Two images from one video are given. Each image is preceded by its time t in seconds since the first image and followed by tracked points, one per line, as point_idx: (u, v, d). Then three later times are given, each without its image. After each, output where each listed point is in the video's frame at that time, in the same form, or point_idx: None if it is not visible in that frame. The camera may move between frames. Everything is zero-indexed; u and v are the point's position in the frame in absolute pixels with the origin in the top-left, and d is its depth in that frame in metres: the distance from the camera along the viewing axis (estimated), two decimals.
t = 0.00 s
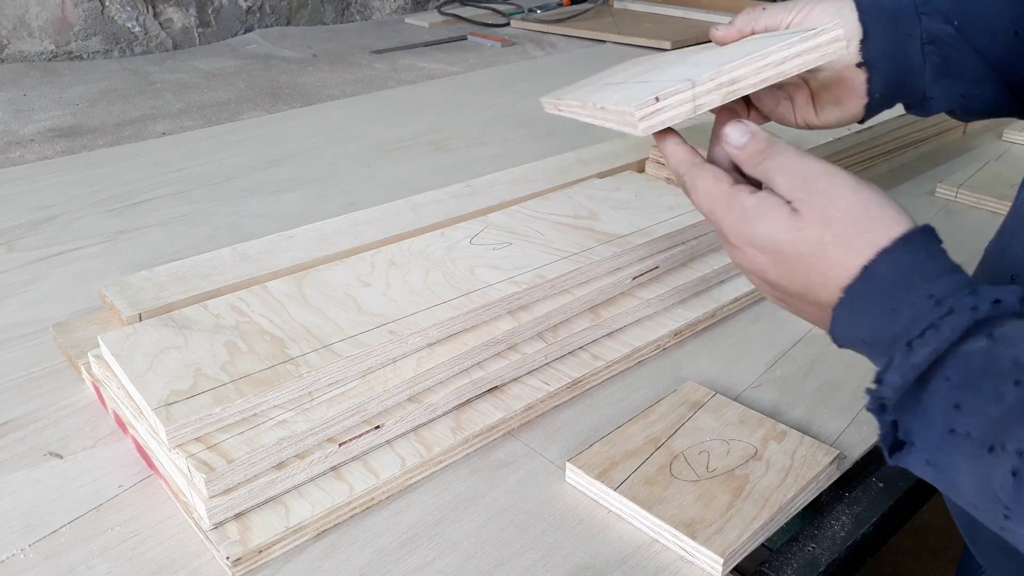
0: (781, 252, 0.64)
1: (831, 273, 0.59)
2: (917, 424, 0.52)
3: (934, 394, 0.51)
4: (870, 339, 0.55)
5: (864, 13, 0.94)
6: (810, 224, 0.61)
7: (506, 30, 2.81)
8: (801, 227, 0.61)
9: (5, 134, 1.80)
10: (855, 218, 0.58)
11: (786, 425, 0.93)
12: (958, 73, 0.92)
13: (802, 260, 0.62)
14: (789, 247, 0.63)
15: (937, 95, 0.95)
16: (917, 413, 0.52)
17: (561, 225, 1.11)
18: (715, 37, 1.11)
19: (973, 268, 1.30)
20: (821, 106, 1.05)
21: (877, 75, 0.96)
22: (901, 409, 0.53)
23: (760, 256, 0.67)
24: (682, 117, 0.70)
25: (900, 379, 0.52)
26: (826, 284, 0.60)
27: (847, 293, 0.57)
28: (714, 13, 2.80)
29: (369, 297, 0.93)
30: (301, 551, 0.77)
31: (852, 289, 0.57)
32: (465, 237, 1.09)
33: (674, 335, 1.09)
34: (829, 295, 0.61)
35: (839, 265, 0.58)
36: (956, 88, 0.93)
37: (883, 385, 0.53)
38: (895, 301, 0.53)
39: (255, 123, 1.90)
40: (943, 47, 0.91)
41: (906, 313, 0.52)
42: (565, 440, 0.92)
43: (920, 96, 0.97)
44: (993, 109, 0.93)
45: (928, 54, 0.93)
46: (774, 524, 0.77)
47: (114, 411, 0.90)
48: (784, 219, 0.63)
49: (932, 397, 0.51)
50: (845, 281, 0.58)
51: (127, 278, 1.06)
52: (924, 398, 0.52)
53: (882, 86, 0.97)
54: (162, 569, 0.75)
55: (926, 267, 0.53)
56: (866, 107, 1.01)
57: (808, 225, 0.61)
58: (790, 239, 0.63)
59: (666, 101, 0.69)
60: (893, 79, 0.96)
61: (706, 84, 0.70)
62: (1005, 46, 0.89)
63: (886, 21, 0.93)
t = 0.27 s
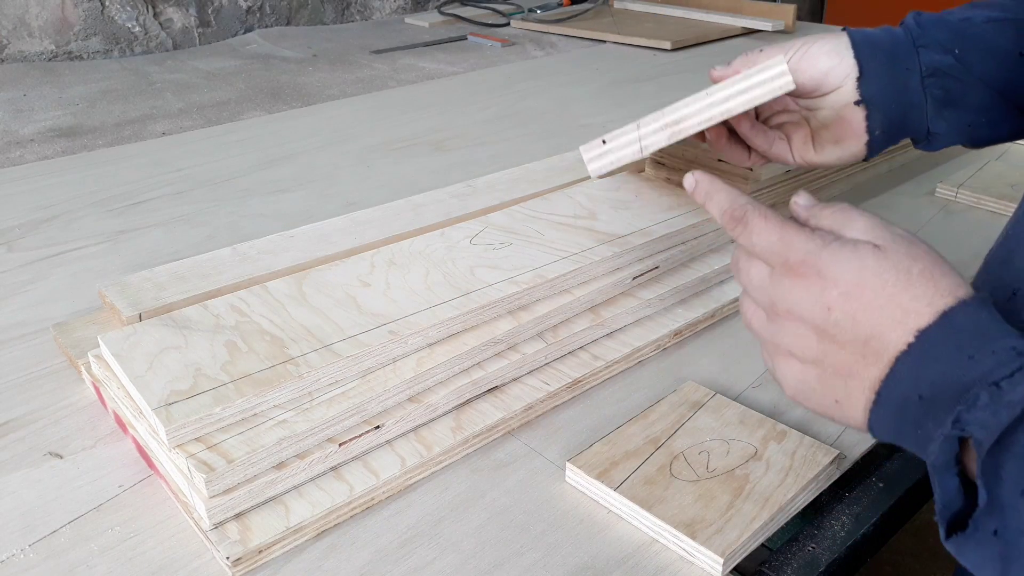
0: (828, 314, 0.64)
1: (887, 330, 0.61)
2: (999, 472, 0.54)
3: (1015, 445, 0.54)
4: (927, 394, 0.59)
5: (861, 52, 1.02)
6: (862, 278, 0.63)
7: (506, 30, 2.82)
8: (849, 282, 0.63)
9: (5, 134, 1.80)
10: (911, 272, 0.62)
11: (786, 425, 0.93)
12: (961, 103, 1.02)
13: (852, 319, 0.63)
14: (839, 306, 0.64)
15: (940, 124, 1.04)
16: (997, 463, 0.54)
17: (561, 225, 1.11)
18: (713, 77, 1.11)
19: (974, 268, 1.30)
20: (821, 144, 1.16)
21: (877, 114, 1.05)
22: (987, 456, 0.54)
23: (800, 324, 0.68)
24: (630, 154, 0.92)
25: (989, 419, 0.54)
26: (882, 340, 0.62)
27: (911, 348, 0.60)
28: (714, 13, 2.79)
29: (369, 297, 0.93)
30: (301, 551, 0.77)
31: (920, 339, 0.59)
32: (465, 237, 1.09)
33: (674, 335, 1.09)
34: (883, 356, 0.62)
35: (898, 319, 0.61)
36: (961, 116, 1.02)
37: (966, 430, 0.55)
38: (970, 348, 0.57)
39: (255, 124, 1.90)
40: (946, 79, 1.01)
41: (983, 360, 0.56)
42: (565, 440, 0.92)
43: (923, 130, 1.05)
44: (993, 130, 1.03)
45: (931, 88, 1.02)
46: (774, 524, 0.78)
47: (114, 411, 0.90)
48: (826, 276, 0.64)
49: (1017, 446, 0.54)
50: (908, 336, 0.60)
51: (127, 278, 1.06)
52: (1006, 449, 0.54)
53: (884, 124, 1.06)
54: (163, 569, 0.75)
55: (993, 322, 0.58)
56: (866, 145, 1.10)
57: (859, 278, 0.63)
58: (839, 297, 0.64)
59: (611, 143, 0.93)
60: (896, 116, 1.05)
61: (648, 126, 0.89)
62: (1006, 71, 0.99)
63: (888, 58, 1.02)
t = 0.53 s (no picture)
0: (822, 336, 0.69)
1: (879, 353, 0.65)
2: (991, 498, 0.54)
3: (1008, 471, 0.54)
4: (916, 422, 0.61)
5: (853, 81, 1.06)
6: (856, 304, 0.68)
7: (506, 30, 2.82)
8: (843, 306, 0.68)
9: (5, 134, 1.80)
10: (903, 305, 0.67)
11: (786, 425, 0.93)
12: (957, 127, 1.05)
13: (846, 342, 0.67)
14: (834, 329, 0.68)
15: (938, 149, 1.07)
16: (988, 490, 0.54)
17: (561, 225, 1.11)
18: (708, 107, 1.14)
19: (975, 269, 1.30)
20: (818, 173, 1.19)
21: (873, 142, 1.08)
22: (978, 479, 0.55)
23: (792, 350, 0.71)
24: (636, 205, 0.94)
25: (980, 439, 0.55)
26: (873, 362, 0.65)
27: (901, 373, 0.63)
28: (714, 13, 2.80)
29: (370, 297, 0.93)
30: (301, 551, 0.77)
31: (910, 364, 0.63)
32: (465, 237, 1.09)
33: (674, 335, 1.09)
34: (874, 378, 0.65)
35: (890, 345, 0.65)
36: (958, 138, 1.06)
37: (959, 448, 0.56)
38: (960, 377, 0.60)
39: (255, 123, 1.90)
40: (939, 104, 1.04)
41: (973, 388, 0.59)
42: (565, 440, 0.92)
43: (920, 156, 1.08)
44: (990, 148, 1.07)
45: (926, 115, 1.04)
46: (774, 524, 0.77)
47: (114, 411, 0.90)
48: (822, 301, 0.70)
49: (1009, 472, 0.54)
50: (898, 359, 0.64)
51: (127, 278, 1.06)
52: (999, 475, 0.54)
53: (880, 152, 1.09)
54: (163, 569, 0.75)
55: (981, 358, 0.61)
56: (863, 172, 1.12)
57: (853, 303, 0.68)
58: (833, 321, 0.68)
59: (616, 198, 0.94)
60: (893, 144, 1.07)
61: (653, 178, 0.91)
62: (998, 91, 1.03)
63: (880, 87, 1.05)
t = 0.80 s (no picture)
0: (817, 346, 0.69)
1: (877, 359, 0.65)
2: (997, 503, 0.54)
3: (1012, 476, 0.54)
4: (920, 427, 0.61)
5: (852, 100, 1.09)
6: (849, 308, 0.68)
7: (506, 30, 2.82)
8: (836, 312, 0.68)
9: (5, 134, 1.80)
10: (896, 304, 0.67)
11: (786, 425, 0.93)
12: (957, 142, 1.06)
13: (842, 350, 0.67)
14: (829, 336, 0.68)
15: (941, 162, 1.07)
16: (993, 495, 0.55)
17: (561, 225, 1.11)
18: (709, 129, 1.10)
19: (975, 269, 1.30)
20: (820, 193, 1.18)
21: (874, 159, 1.09)
22: (982, 487, 0.55)
23: (790, 359, 0.71)
24: (636, 236, 0.91)
25: (981, 447, 0.55)
26: (872, 368, 0.65)
27: (901, 378, 0.63)
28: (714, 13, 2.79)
29: (370, 296, 0.93)
30: (301, 551, 0.77)
31: (908, 369, 0.63)
32: (465, 237, 1.09)
33: (674, 335, 1.09)
34: (873, 385, 0.65)
35: (887, 349, 0.65)
36: (958, 152, 1.06)
37: (961, 460, 0.56)
38: (960, 378, 0.60)
39: (255, 123, 1.90)
40: (939, 120, 1.05)
41: (973, 390, 0.58)
42: (565, 440, 0.92)
43: (922, 172, 1.09)
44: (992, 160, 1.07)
45: (927, 131, 1.05)
46: (774, 524, 0.78)
47: (114, 411, 0.90)
48: (815, 309, 0.69)
49: (1012, 476, 0.54)
50: (897, 364, 0.64)
51: (127, 278, 1.06)
52: (1003, 480, 0.54)
53: (882, 169, 1.10)
54: (163, 569, 0.75)
55: (981, 353, 0.60)
56: (865, 190, 1.13)
57: (847, 309, 0.68)
58: (828, 329, 0.68)
59: (616, 228, 0.91)
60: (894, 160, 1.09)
61: (652, 211, 0.89)
62: (998, 106, 1.03)
63: (879, 105, 1.07)
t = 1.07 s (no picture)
0: (797, 341, 0.70)
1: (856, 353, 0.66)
2: (980, 496, 0.54)
3: (993, 469, 0.54)
4: (901, 421, 0.61)
5: (857, 108, 1.07)
6: (827, 303, 0.69)
7: (507, 30, 2.82)
8: (815, 307, 0.69)
9: (5, 134, 1.80)
10: (876, 297, 0.67)
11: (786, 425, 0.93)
12: (961, 151, 1.05)
13: (821, 344, 0.68)
14: (808, 331, 0.69)
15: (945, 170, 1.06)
16: (975, 487, 0.55)
17: (561, 225, 1.11)
18: (714, 137, 1.09)
19: (975, 269, 1.30)
20: (824, 201, 1.18)
21: (879, 168, 1.08)
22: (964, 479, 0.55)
23: (772, 354, 0.73)
24: (640, 250, 0.90)
25: (961, 441, 0.55)
26: (850, 362, 0.66)
27: (880, 372, 0.63)
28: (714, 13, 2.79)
29: (370, 296, 0.93)
30: (301, 551, 0.77)
31: (887, 363, 0.63)
32: (465, 237, 1.09)
33: (674, 335, 1.09)
34: (851, 379, 0.66)
35: (866, 342, 0.65)
36: (963, 161, 1.05)
37: (941, 453, 0.56)
38: (940, 372, 0.60)
39: (255, 123, 1.90)
40: (944, 128, 1.04)
41: (954, 383, 0.59)
42: (565, 440, 0.92)
43: (926, 180, 1.08)
44: (996, 169, 1.06)
45: (931, 140, 1.05)
46: (774, 524, 0.77)
47: (114, 411, 0.90)
48: (794, 304, 0.71)
49: (995, 469, 0.54)
50: (875, 357, 0.64)
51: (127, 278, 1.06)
52: (984, 473, 0.54)
53: (886, 178, 1.08)
54: (163, 569, 0.75)
55: (962, 347, 0.60)
56: (870, 198, 1.11)
57: (825, 303, 0.69)
58: (807, 323, 0.69)
59: (622, 240, 0.90)
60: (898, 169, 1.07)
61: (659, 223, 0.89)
62: (1001, 114, 1.03)
63: (882, 113, 1.06)
